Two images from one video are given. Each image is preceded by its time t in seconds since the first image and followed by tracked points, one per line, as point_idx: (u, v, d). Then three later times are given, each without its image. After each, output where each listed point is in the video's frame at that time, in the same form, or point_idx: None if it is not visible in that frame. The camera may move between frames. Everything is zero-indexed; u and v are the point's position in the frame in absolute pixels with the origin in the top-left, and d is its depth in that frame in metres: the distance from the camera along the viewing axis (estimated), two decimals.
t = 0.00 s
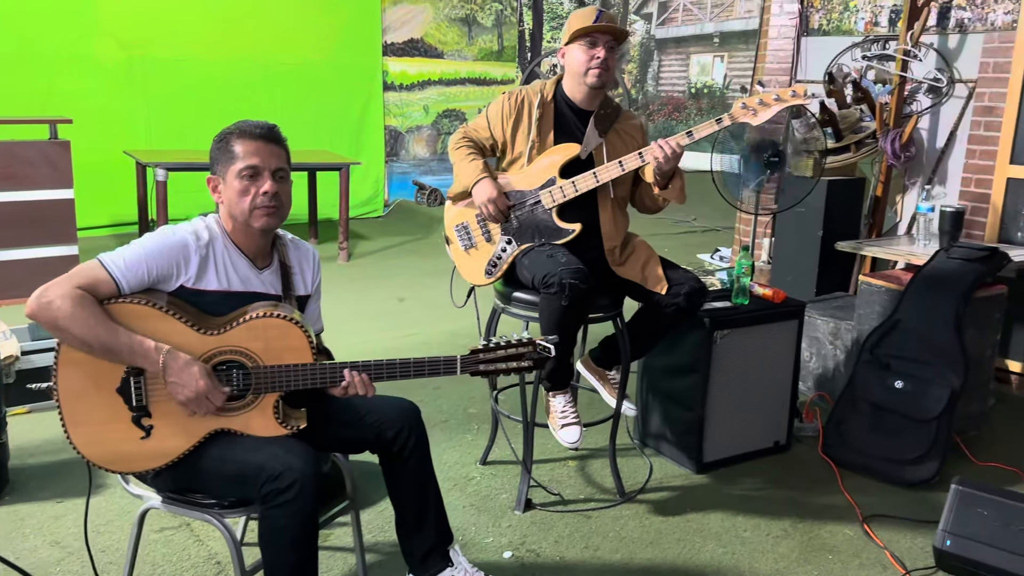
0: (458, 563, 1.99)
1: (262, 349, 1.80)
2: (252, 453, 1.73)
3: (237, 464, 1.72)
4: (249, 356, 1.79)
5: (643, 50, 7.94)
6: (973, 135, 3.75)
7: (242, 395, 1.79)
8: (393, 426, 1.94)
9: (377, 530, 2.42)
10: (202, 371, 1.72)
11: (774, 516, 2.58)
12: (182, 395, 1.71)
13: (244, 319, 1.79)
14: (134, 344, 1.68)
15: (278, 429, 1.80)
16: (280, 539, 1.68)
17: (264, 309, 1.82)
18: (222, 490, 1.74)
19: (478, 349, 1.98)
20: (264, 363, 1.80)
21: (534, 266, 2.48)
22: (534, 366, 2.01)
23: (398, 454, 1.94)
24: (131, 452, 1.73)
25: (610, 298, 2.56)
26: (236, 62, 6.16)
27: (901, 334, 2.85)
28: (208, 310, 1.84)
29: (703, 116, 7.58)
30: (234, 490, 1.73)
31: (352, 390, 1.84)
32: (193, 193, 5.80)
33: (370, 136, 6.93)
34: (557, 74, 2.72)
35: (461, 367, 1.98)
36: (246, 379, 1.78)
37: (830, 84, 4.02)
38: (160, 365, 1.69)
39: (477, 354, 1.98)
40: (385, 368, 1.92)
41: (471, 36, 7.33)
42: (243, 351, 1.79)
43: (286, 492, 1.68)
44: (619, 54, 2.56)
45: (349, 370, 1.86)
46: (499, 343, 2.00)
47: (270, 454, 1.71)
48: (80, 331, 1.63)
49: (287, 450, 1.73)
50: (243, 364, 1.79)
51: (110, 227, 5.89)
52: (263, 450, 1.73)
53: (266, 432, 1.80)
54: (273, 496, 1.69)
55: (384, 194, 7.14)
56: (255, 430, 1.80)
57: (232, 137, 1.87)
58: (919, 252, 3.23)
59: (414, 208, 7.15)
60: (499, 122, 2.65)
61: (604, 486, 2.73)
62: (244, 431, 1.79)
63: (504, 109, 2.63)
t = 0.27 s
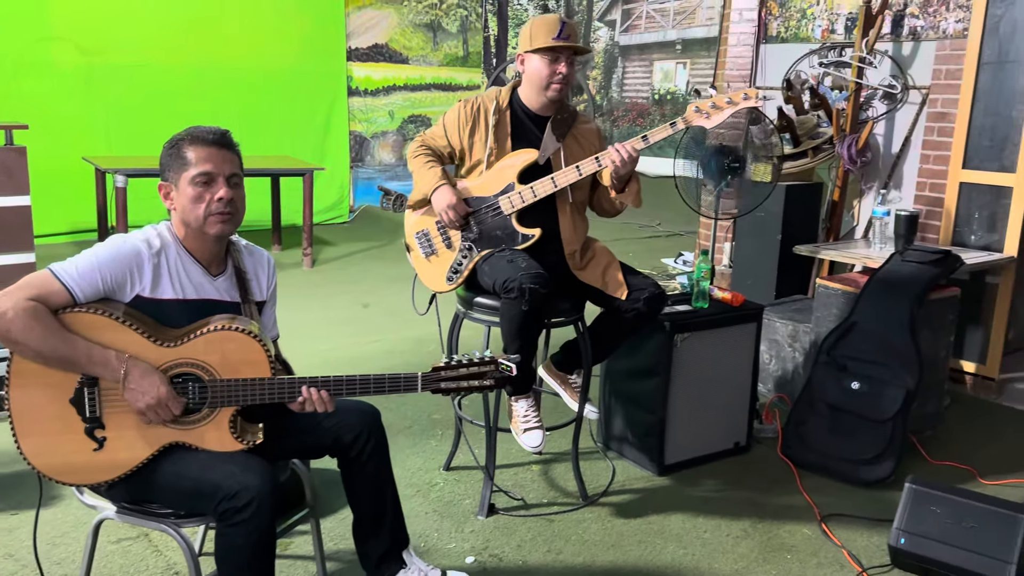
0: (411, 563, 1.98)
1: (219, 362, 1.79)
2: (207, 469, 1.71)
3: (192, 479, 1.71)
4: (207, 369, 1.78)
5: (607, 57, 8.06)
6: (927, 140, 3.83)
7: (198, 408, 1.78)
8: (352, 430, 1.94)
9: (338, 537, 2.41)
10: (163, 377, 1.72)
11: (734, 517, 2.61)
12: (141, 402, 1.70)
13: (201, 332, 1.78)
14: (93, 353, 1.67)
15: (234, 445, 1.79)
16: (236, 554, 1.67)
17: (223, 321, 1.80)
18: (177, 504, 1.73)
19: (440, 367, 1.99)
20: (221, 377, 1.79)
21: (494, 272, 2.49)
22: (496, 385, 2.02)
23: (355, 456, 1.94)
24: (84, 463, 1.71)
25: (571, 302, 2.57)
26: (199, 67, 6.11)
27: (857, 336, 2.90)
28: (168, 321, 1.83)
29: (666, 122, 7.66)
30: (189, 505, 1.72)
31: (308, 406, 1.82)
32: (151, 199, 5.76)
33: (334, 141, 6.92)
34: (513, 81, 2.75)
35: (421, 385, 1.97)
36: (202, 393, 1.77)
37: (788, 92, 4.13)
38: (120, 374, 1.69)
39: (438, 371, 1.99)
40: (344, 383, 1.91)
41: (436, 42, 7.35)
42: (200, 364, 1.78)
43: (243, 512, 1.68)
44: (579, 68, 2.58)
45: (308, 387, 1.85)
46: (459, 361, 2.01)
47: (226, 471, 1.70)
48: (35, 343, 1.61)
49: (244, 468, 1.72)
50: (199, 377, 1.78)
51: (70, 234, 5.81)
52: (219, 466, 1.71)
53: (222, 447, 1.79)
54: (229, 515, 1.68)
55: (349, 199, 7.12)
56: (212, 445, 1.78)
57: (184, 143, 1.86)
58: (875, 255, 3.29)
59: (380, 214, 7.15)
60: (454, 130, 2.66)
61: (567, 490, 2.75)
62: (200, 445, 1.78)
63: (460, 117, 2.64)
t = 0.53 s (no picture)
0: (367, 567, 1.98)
1: (172, 370, 1.76)
2: (160, 477, 1.69)
3: (144, 488, 1.69)
4: (158, 378, 1.75)
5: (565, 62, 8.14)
6: (875, 144, 3.97)
7: (150, 417, 1.75)
8: (309, 441, 1.93)
9: (295, 545, 2.39)
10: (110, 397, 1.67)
11: (690, 516, 2.65)
12: (84, 430, 1.66)
13: (152, 340, 1.75)
14: (40, 375, 1.62)
15: (188, 453, 1.77)
16: (189, 561, 1.65)
17: (174, 330, 1.78)
18: (130, 514, 1.70)
19: (395, 368, 1.99)
20: (173, 385, 1.76)
21: (450, 277, 2.49)
22: (450, 385, 2.04)
23: (313, 468, 1.93)
24: (32, 476, 1.67)
25: (528, 306, 2.59)
26: (153, 70, 6.02)
27: (809, 337, 2.96)
28: (117, 330, 1.80)
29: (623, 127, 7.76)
30: (142, 515, 1.70)
31: (264, 411, 1.82)
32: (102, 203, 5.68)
33: (292, 146, 6.86)
34: (466, 87, 2.76)
35: (377, 388, 1.97)
36: (154, 402, 1.74)
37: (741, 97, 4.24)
38: (65, 401, 1.64)
39: (393, 374, 1.99)
40: (299, 390, 1.91)
41: (394, 46, 7.35)
42: (152, 373, 1.75)
43: (196, 518, 1.66)
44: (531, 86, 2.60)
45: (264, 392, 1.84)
46: (414, 364, 2.02)
47: (179, 478, 1.69)
48: None
49: (197, 474, 1.71)
50: (151, 386, 1.75)
51: (19, 240, 5.68)
52: (172, 473, 1.70)
53: (175, 456, 1.77)
54: (182, 522, 1.67)
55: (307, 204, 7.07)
56: (164, 454, 1.76)
57: (145, 150, 1.83)
58: (825, 257, 3.37)
59: (338, 219, 7.14)
60: (407, 137, 2.67)
61: (526, 492, 2.76)
62: (153, 454, 1.76)
63: (413, 123, 2.65)
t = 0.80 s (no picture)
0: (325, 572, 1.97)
1: (116, 370, 1.73)
2: (106, 480, 1.66)
3: (89, 490, 1.65)
4: (103, 378, 1.72)
5: (521, 66, 8.18)
6: (823, 147, 4.05)
7: (96, 419, 1.72)
8: (260, 446, 1.91)
9: (248, 552, 2.36)
10: (54, 389, 1.63)
11: (645, 515, 2.68)
12: (30, 416, 1.62)
13: (95, 338, 1.71)
14: None
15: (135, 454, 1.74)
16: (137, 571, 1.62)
17: (119, 328, 1.75)
18: (75, 519, 1.67)
19: (346, 363, 1.98)
20: (118, 384, 1.73)
21: (404, 280, 2.48)
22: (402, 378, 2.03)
23: (264, 474, 1.91)
24: None
25: (485, 308, 2.58)
26: (103, 69, 5.93)
27: (759, 337, 3.03)
28: (60, 332, 1.77)
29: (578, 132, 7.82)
30: (87, 519, 1.66)
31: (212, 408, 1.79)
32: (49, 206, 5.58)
33: (245, 149, 6.78)
34: (419, 88, 2.74)
35: (328, 381, 1.96)
36: (99, 402, 1.71)
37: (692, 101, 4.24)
38: (7, 385, 1.60)
39: (345, 367, 1.98)
40: (245, 386, 1.89)
41: (348, 49, 7.32)
42: (96, 373, 1.72)
43: (143, 518, 1.64)
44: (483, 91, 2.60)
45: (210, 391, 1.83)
46: (366, 357, 2.00)
47: (127, 481, 1.66)
48: None
49: (145, 475, 1.68)
50: (95, 386, 1.71)
51: None
52: (120, 480, 1.67)
53: (123, 457, 1.74)
54: (129, 523, 1.64)
55: (260, 208, 6.99)
56: (111, 455, 1.73)
57: (113, 160, 1.77)
58: (775, 259, 3.43)
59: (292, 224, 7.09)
60: (359, 141, 2.66)
61: (483, 495, 2.77)
62: (100, 456, 1.72)
63: (366, 127, 2.65)
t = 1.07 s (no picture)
0: None
1: (48, 383, 1.67)
2: (36, 496, 1.61)
3: (19, 509, 1.60)
4: (34, 392, 1.66)
5: (463, 68, 8.18)
6: (759, 150, 4.13)
7: (26, 433, 1.66)
8: (196, 451, 1.87)
9: (185, 562, 2.31)
10: None
11: (589, 514, 2.70)
12: None
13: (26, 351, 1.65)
14: None
15: (67, 469, 1.69)
16: None
17: (50, 339, 1.69)
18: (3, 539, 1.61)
19: (286, 377, 1.95)
20: (51, 398, 1.67)
21: (347, 283, 2.46)
22: (345, 394, 2.02)
23: (198, 478, 1.87)
24: None
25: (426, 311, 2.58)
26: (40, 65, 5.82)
27: (698, 336, 3.08)
28: None
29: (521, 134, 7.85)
30: (16, 539, 1.61)
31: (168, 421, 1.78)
32: None
33: (181, 151, 6.70)
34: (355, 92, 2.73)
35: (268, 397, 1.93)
36: (30, 416, 1.65)
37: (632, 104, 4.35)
38: None
39: (286, 382, 1.95)
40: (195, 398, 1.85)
41: (287, 49, 7.18)
42: (26, 386, 1.65)
43: (77, 540, 1.59)
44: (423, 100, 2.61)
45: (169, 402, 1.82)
46: (309, 372, 1.99)
47: (58, 497, 1.61)
48: None
49: (77, 492, 1.63)
50: (26, 399, 1.65)
51: None
52: (50, 494, 1.62)
53: (54, 473, 1.69)
54: (61, 544, 1.59)
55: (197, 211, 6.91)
56: (41, 472, 1.68)
57: (38, 162, 1.70)
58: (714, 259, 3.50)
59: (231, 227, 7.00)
60: (298, 142, 2.62)
61: (427, 499, 2.76)
62: (30, 472, 1.67)
63: (304, 127, 2.61)
